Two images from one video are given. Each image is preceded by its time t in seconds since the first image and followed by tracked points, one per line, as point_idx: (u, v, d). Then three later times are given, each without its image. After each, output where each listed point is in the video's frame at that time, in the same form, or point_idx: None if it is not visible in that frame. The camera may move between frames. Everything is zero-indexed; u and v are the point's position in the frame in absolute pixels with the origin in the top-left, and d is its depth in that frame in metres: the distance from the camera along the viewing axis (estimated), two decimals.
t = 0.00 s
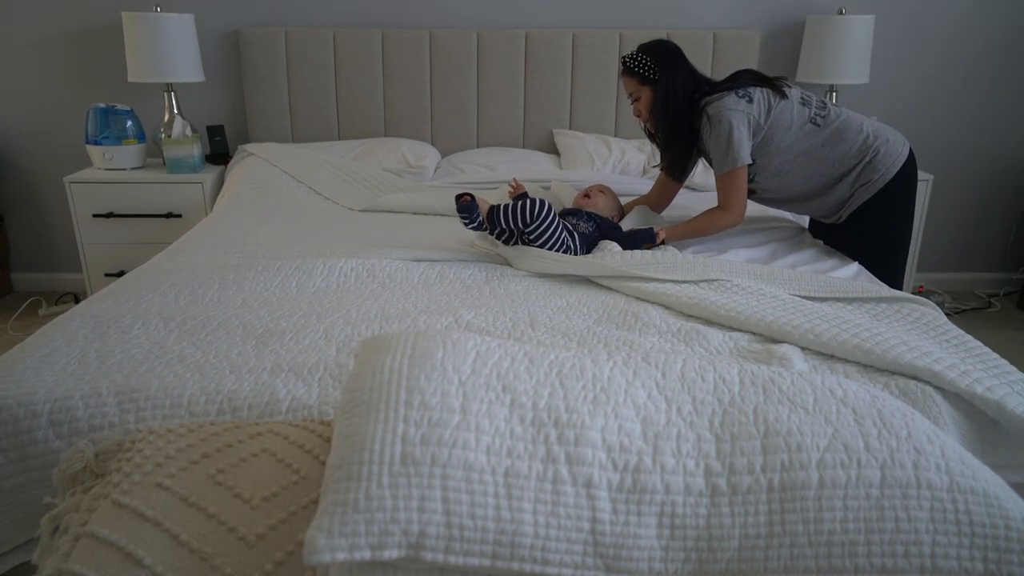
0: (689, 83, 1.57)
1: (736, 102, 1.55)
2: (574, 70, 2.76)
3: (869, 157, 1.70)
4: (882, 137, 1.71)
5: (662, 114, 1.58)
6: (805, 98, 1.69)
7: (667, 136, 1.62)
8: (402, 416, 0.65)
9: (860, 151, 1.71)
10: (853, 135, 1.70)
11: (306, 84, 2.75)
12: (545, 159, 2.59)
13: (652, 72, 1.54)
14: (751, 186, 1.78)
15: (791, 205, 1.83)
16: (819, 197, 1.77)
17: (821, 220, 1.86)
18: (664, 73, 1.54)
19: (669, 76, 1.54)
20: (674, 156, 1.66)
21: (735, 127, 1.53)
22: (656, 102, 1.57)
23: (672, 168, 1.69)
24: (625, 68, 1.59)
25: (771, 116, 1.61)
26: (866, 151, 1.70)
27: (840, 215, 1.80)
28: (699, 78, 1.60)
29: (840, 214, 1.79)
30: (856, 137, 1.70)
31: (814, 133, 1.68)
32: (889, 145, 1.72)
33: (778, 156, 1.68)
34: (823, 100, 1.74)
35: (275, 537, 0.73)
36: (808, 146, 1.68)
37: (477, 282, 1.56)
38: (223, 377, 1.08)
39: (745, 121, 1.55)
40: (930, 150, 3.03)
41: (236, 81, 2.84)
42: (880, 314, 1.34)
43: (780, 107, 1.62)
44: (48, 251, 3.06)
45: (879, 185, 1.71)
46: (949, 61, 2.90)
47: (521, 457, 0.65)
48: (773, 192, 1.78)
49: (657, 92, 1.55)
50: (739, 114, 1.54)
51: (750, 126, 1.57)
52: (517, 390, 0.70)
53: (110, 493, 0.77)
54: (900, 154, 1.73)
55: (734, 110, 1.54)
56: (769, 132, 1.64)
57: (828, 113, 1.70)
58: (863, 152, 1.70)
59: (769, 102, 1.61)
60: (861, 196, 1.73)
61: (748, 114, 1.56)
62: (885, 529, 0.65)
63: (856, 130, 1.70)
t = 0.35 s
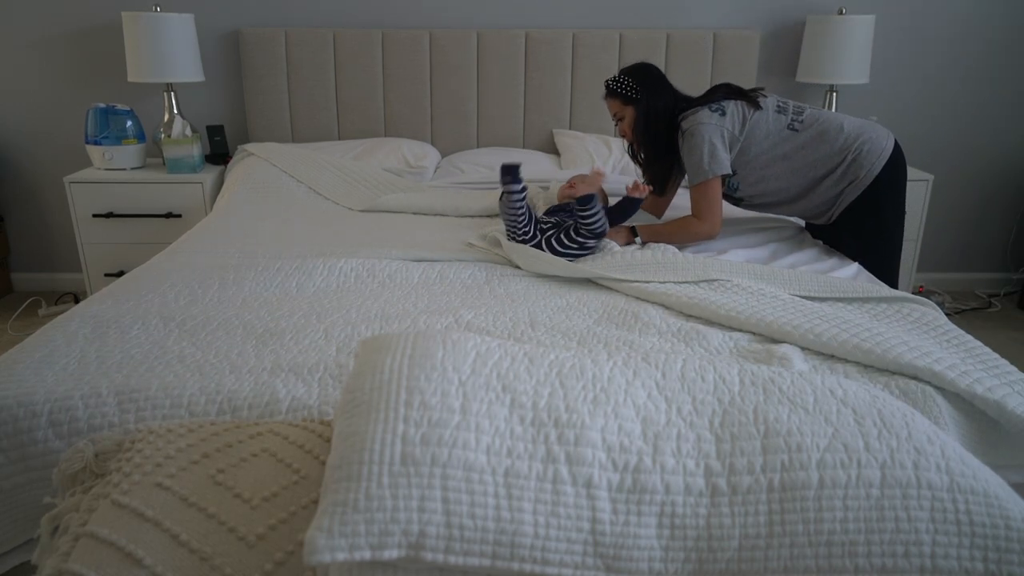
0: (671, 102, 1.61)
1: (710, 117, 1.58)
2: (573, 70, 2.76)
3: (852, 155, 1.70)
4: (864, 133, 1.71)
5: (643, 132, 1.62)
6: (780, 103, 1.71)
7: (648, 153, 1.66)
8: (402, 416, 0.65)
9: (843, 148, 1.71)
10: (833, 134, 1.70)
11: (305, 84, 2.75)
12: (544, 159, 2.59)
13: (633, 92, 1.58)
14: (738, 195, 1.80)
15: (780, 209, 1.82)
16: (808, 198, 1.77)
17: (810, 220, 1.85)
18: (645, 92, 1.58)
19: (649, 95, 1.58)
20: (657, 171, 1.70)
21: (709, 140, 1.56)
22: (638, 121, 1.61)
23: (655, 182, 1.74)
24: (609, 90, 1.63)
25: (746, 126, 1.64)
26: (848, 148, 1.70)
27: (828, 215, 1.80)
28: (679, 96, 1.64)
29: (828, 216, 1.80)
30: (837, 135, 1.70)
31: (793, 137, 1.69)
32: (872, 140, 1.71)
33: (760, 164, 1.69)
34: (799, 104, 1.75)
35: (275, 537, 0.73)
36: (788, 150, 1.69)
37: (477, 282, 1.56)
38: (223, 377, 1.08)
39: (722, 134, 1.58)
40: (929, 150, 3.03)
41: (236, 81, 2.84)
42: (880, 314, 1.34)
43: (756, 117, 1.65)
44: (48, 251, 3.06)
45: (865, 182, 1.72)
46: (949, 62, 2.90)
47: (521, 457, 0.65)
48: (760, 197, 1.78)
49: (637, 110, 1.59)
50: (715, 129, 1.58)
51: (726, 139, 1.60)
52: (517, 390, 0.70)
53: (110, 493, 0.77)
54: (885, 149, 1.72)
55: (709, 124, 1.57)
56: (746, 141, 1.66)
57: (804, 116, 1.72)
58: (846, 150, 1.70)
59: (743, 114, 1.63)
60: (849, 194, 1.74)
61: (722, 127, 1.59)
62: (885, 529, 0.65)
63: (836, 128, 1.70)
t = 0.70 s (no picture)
0: (675, 104, 1.65)
1: (708, 109, 1.61)
2: (573, 70, 2.76)
3: (856, 155, 1.70)
4: (867, 135, 1.71)
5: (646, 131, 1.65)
6: (784, 105, 1.74)
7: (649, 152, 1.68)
8: (402, 416, 0.65)
9: (846, 148, 1.70)
10: (835, 134, 1.70)
11: (305, 84, 2.75)
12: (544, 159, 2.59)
13: (637, 91, 1.63)
14: (735, 195, 1.80)
15: (783, 212, 1.82)
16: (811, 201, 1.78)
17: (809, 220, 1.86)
18: (648, 91, 1.63)
19: (653, 92, 1.62)
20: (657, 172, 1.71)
21: (704, 130, 1.58)
22: (642, 118, 1.64)
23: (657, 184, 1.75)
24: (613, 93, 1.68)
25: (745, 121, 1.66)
26: (851, 149, 1.70)
27: (833, 215, 1.80)
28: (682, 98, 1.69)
29: (832, 217, 1.81)
30: (840, 135, 1.70)
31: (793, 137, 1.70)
32: (875, 142, 1.71)
33: (758, 160, 1.71)
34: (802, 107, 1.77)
35: (275, 537, 0.73)
36: (787, 148, 1.70)
37: (477, 282, 1.56)
38: (223, 377, 1.08)
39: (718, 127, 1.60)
40: (929, 150, 3.03)
41: (236, 81, 2.84)
42: (880, 314, 1.34)
43: (755, 114, 1.67)
44: (48, 251, 3.06)
45: (868, 183, 1.72)
46: (949, 62, 2.90)
47: (521, 456, 0.65)
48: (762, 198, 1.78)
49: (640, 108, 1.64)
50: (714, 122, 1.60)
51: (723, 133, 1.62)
52: (517, 390, 0.70)
53: (110, 493, 0.77)
54: (888, 151, 1.72)
55: (705, 116, 1.59)
56: (745, 136, 1.68)
57: (806, 118, 1.73)
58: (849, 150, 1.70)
59: (744, 112, 1.65)
60: (851, 195, 1.74)
61: (719, 120, 1.61)
62: (885, 529, 0.65)
63: (839, 129, 1.70)
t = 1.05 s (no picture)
0: (700, 75, 1.68)
1: (732, 86, 1.62)
2: (573, 70, 2.76)
3: (876, 155, 1.71)
4: (890, 137, 1.72)
5: (673, 101, 1.69)
6: (813, 95, 1.73)
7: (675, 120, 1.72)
8: (402, 416, 0.65)
9: (867, 148, 1.71)
10: (858, 133, 1.71)
11: (305, 84, 2.75)
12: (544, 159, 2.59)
13: (666, 62, 1.65)
14: (748, 177, 1.81)
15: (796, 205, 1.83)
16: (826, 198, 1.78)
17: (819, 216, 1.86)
18: (677, 63, 1.66)
19: (681, 65, 1.65)
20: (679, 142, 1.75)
21: (723, 104, 1.59)
22: (669, 89, 1.67)
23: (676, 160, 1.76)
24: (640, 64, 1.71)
25: (769, 105, 1.65)
26: (873, 150, 1.71)
27: (844, 215, 1.81)
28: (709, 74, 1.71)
29: (843, 217, 1.81)
30: (862, 134, 1.71)
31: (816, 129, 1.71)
32: (898, 145, 1.72)
33: (777, 147, 1.71)
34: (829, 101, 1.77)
35: (275, 537, 0.73)
36: (808, 139, 1.70)
37: (477, 282, 1.56)
38: (223, 377, 1.08)
39: (742, 104, 1.61)
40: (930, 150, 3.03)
41: (236, 81, 2.84)
42: (880, 314, 1.34)
43: (781, 99, 1.66)
44: (48, 251, 3.06)
45: (886, 184, 1.72)
46: (949, 62, 2.90)
47: (521, 457, 0.65)
48: (777, 186, 1.79)
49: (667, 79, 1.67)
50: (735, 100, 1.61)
51: (745, 111, 1.62)
52: (517, 390, 0.70)
53: (110, 493, 0.77)
54: (909, 156, 1.72)
55: (727, 92, 1.60)
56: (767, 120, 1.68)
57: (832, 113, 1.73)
58: (871, 150, 1.71)
59: (769, 93, 1.65)
60: (866, 195, 1.74)
61: (741, 99, 1.61)
62: (885, 529, 0.65)
63: (863, 128, 1.71)
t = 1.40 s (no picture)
0: (712, 61, 1.67)
1: (739, 82, 1.60)
2: (573, 70, 2.76)
3: (877, 159, 1.70)
4: (892, 140, 1.71)
5: (683, 88, 1.68)
6: (820, 92, 1.72)
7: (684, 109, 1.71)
8: (402, 416, 0.65)
9: (869, 151, 1.70)
10: (861, 134, 1.70)
11: (305, 84, 2.75)
12: (545, 159, 2.59)
13: (678, 46, 1.64)
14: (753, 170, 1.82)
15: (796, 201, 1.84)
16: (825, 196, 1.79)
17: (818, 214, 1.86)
18: (689, 48, 1.64)
19: (694, 50, 1.64)
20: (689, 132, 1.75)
21: (731, 102, 1.57)
22: (680, 75, 1.67)
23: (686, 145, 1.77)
24: (650, 45, 1.68)
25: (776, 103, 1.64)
26: (875, 152, 1.70)
27: (842, 215, 1.81)
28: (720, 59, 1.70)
29: (840, 217, 1.81)
30: (866, 136, 1.70)
31: (822, 128, 1.69)
32: (899, 149, 1.71)
33: (780, 144, 1.71)
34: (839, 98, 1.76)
35: (275, 536, 0.73)
36: (813, 138, 1.70)
37: (477, 283, 1.56)
38: (223, 377, 1.08)
39: (749, 102, 1.60)
40: (930, 150, 3.03)
41: (236, 81, 2.84)
42: (880, 314, 1.34)
43: (789, 97, 1.65)
44: (48, 251, 3.06)
45: (886, 187, 1.71)
46: (949, 62, 2.90)
47: (521, 456, 0.65)
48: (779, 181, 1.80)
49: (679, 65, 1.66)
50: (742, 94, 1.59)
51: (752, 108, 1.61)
52: (517, 390, 0.70)
53: (110, 493, 0.77)
54: (909, 160, 1.71)
55: (734, 88, 1.58)
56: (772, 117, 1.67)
57: (838, 112, 1.72)
58: (872, 153, 1.70)
59: (776, 88, 1.64)
60: (866, 196, 1.74)
61: (748, 94, 1.60)
62: (885, 529, 0.65)
63: (868, 131, 1.70)
